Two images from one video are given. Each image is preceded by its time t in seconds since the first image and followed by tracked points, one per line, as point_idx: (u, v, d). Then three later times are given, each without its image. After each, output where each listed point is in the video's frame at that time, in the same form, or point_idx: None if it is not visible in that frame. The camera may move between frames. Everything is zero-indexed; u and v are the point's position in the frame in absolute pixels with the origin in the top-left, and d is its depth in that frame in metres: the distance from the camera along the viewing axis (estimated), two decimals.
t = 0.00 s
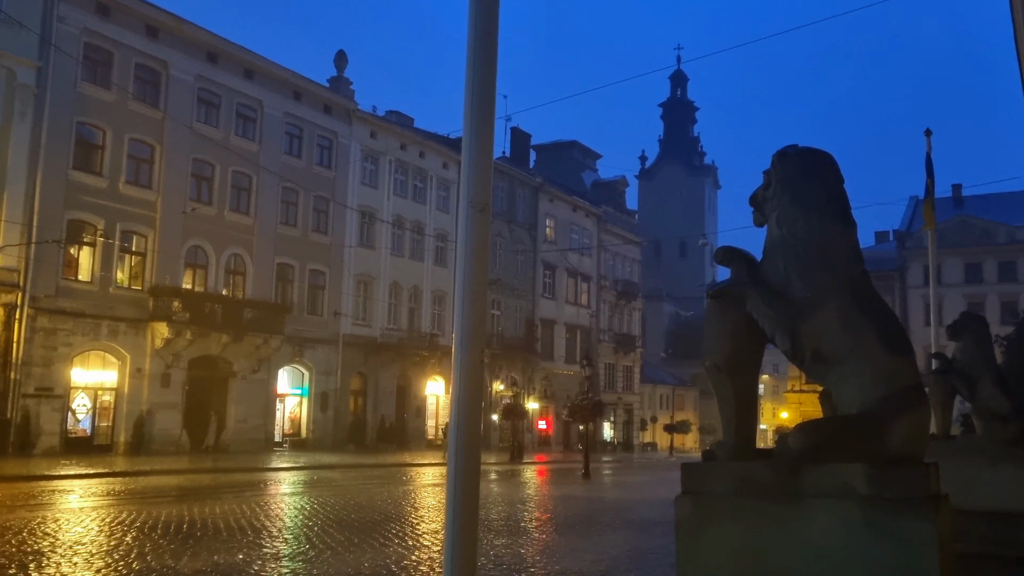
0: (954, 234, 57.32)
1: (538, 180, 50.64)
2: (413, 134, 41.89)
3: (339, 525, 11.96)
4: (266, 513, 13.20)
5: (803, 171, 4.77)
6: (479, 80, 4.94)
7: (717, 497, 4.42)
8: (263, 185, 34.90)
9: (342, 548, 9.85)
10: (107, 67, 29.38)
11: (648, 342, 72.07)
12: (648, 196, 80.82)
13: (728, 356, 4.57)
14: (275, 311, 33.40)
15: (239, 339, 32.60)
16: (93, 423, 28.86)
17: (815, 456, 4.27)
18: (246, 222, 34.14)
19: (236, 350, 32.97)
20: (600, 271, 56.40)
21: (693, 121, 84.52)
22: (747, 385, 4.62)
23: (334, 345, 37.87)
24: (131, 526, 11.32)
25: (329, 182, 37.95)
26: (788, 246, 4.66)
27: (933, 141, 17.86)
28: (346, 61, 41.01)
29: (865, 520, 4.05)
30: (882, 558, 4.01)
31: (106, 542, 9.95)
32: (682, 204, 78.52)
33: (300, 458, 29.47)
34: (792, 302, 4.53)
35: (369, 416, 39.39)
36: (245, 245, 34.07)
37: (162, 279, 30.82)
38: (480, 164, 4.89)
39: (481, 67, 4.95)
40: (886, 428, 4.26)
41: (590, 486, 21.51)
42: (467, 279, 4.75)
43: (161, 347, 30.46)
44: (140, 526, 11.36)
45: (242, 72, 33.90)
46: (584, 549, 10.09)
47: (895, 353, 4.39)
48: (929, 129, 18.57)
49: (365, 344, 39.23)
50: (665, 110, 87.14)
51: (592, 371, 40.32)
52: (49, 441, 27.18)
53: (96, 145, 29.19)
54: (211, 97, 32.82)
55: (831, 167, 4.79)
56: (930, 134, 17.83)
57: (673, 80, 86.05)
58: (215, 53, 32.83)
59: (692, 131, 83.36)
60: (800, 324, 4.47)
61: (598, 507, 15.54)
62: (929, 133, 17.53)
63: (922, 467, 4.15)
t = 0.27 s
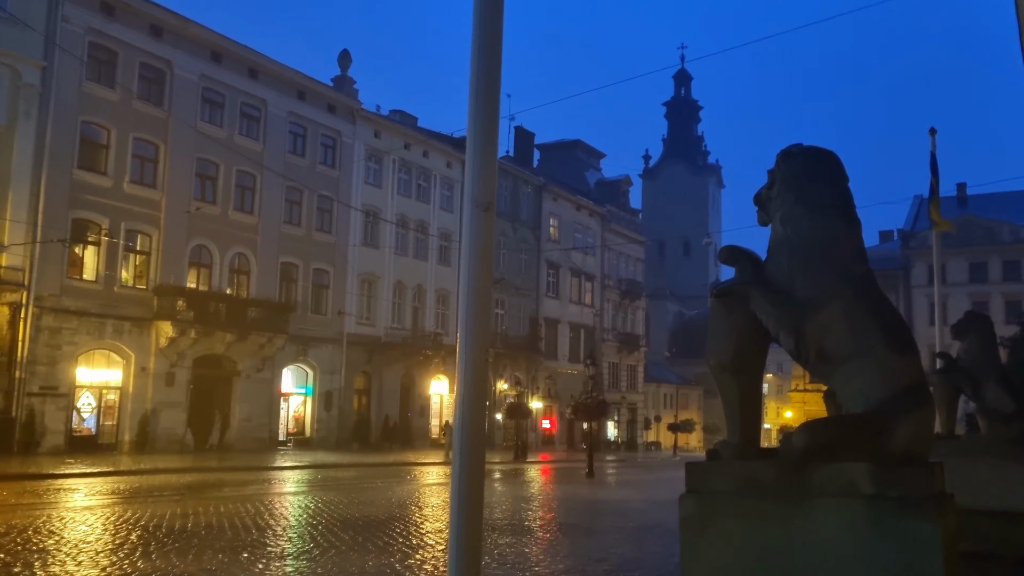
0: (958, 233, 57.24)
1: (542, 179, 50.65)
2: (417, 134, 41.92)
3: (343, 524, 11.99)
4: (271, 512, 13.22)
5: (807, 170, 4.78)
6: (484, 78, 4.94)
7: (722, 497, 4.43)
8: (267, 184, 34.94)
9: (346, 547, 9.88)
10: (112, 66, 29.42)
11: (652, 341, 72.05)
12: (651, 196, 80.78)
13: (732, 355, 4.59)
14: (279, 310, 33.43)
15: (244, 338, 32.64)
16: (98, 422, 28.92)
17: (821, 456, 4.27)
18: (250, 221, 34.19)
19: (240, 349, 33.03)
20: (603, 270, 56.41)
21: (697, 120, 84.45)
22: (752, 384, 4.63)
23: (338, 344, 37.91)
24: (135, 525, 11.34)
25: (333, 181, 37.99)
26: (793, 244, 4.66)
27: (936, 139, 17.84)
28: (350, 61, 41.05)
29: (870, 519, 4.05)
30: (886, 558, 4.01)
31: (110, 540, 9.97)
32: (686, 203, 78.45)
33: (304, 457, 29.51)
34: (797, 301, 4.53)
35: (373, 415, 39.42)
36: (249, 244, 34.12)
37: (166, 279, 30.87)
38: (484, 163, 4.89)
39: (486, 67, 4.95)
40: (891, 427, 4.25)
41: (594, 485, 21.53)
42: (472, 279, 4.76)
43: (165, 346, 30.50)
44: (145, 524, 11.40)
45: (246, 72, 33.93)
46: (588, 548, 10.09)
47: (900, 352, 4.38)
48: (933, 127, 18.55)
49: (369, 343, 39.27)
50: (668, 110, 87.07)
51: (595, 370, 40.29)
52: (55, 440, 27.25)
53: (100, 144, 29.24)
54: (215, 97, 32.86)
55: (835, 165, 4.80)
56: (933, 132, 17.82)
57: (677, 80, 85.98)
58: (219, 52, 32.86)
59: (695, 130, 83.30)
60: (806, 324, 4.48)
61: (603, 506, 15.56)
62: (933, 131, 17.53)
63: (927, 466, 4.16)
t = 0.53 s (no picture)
0: (965, 231, 57.09)
1: (547, 178, 50.64)
2: (422, 133, 41.94)
3: (349, 523, 12.00)
4: (277, 511, 13.23)
5: (813, 168, 4.77)
6: (490, 78, 4.94)
7: (729, 496, 4.44)
8: (272, 184, 34.99)
9: (353, 546, 9.89)
10: (118, 66, 29.48)
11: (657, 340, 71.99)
12: (657, 194, 80.71)
13: (739, 354, 4.59)
14: (285, 310, 33.48)
15: (250, 337, 32.70)
16: (105, 422, 29.00)
17: (828, 455, 4.26)
18: (255, 221, 34.24)
19: (246, 349, 33.09)
20: (609, 269, 56.38)
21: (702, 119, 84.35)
22: (759, 383, 4.63)
23: (344, 344, 37.94)
24: (142, 524, 11.37)
25: (338, 181, 38.02)
26: (799, 243, 4.66)
27: (943, 138, 17.81)
28: (355, 60, 41.07)
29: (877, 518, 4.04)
30: (893, 557, 4.00)
31: (118, 540, 9.99)
32: (691, 202, 78.37)
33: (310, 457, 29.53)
34: (803, 300, 4.52)
35: (379, 415, 39.46)
36: (255, 244, 34.17)
37: (172, 279, 30.92)
38: (491, 162, 4.89)
39: (492, 65, 4.95)
40: (897, 426, 4.25)
41: (600, 484, 21.52)
42: (479, 278, 4.77)
43: (172, 346, 30.56)
44: (153, 523, 11.44)
45: (251, 72, 33.97)
46: (595, 548, 10.09)
47: (906, 351, 4.37)
48: (939, 126, 18.52)
49: (375, 343, 39.30)
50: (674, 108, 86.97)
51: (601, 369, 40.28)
52: (62, 440, 27.34)
53: (107, 144, 29.30)
54: (220, 97, 32.91)
55: (842, 163, 4.79)
56: (941, 131, 17.77)
57: (682, 78, 85.87)
58: (224, 52, 32.91)
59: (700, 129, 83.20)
60: (812, 323, 4.48)
61: (608, 505, 15.57)
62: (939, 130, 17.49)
63: (934, 464, 4.14)
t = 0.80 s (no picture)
0: (975, 230, 56.87)
1: (555, 178, 50.62)
2: (430, 133, 41.96)
3: (359, 522, 12.02)
4: (287, 510, 13.25)
5: (825, 167, 4.76)
6: (500, 77, 4.93)
7: (740, 496, 4.44)
8: (281, 184, 35.05)
9: (363, 546, 9.90)
10: (127, 68, 29.58)
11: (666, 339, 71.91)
12: (665, 194, 80.59)
13: (750, 354, 4.58)
14: (294, 310, 33.55)
15: (259, 338, 32.78)
16: (116, 421, 29.12)
17: (839, 454, 4.24)
18: (264, 221, 34.32)
19: (256, 349, 33.17)
20: (617, 269, 56.33)
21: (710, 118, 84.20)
22: (770, 383, 4.63)
23: (353, 343, 37.99)
24: (153, 524, 11.40)
25: (346, 181, 38.06)
26: (810, 242, 4.64)
27: (952, 137, 17.75)
28: (363, 60, 41.11)
29: (889, 518, 4.02)
30: (905, 557, 3.98)
31: (129, 539, 10.02)
32: (700, 201, 78.23)
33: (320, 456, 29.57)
34: (814, 299, 4.51)
35: (388, 414, 39.51)
36: (264, 244, 34.24)
37: (182, 279, 31.01)
38: (501, 162, 4.89)
39: (502, 65, 4.94)
40: (909, 426, 4.22)
41: (609, 484, 21.50)
42: (490, 278, 4.76)
43: (181, 346, 30.63)
44: (163, 523, 11.48)
45: (260, 72, 34.05)
46: (604, 548, 10.08)
47: (919, 351, 4.34)
48: (949, 124, 18.45)
49: (384, 343, 39.35)
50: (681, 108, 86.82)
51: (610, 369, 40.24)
52: (73, 440, 27.47)
53: (116, 145, 29.41)
54: (229, 97, 32.99)
55: (853, 163, 4.78)
56: (951, 129, 17.72)
57: (690, 77, 85.71)
58: (233, 53, 32.99)
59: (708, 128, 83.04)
60: (823, 323, 4.46)
61: (617, 505, 15.56)
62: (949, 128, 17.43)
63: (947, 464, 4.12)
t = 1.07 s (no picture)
0: (990, 228, 56.50)
1: (567, 177, 50.58)
2: (442, 133, 42.02)
3: (372, 522, 12.04)
4: (301, 510, 13.30)
5: (840, 166, 4.74)
6: (515, 77, 4.92)
7: (754, 495, 4.44)
8: (293, 184, 35.15)
9: (376, 545, 9.93)
10: (141, 69, 29.73)
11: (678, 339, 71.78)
12: (677, 193, 80.42)
13: (764, 354, 4.58)
14: (307, 310, 33.64)
15: (272, 337, 32.89)
16: (130, 421, 29.28)
17: (854, 455, 4.23)
18: (277, 222, 34.43)
19: (269, 349, 33.29)
20: (630, 268, 56.26)
21: (722, 117, 83.98)
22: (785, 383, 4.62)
23: (366, 343, 38.07)
24: (168, 523, 11.46)
25: (358, 181, 38.15)
26: (825, 241, 4.63)
27: (968, 135, 17.64)
28: (375, 61, 41.18)
29: (905, 518, 4.00)
30: (920, 557, 3.96)
31: (144, 538, 10.09)
32: (712, 200, 78.04)
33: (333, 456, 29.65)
34: (829, 299, 4.50)
35: (400, 414, 39.58)
36: (277, 244, 34.35)
37: (195, 280, 31.14)
38: (516, 162, 4.90)
39: (517, 65, 4.94)
40: (925, 426, 4.20)
41: (622, 484, 21.48)
42: (505, 278, 4.77)
43: (195, 346, 30.76)
44: (178, 522, 11.55)
45: (273, 73, 34.17)
46: (617, 547, 10.08)
47: (935, 350, 4.32)
48: (965, 122, 18.31)
49: (396, 342, 39.41)
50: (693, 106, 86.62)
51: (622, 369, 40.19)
52: (88, 439, 27.66)
53: (131, 146, 29.56)
54: (242, 98, 33.12)
55: (868, 161, 4.76)
56: (965, 127, 17.62)
57: (702, 76, 85.48)
58: (246, 55, 33.12)
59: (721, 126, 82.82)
60: (838, 323, 4.45)
61: (630, 505, 15.57)
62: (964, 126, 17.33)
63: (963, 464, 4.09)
